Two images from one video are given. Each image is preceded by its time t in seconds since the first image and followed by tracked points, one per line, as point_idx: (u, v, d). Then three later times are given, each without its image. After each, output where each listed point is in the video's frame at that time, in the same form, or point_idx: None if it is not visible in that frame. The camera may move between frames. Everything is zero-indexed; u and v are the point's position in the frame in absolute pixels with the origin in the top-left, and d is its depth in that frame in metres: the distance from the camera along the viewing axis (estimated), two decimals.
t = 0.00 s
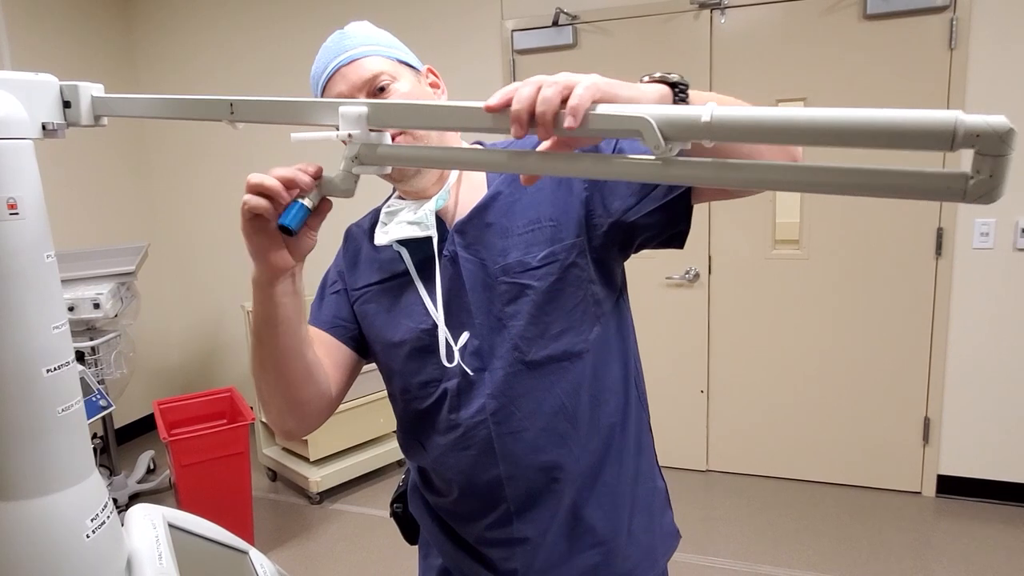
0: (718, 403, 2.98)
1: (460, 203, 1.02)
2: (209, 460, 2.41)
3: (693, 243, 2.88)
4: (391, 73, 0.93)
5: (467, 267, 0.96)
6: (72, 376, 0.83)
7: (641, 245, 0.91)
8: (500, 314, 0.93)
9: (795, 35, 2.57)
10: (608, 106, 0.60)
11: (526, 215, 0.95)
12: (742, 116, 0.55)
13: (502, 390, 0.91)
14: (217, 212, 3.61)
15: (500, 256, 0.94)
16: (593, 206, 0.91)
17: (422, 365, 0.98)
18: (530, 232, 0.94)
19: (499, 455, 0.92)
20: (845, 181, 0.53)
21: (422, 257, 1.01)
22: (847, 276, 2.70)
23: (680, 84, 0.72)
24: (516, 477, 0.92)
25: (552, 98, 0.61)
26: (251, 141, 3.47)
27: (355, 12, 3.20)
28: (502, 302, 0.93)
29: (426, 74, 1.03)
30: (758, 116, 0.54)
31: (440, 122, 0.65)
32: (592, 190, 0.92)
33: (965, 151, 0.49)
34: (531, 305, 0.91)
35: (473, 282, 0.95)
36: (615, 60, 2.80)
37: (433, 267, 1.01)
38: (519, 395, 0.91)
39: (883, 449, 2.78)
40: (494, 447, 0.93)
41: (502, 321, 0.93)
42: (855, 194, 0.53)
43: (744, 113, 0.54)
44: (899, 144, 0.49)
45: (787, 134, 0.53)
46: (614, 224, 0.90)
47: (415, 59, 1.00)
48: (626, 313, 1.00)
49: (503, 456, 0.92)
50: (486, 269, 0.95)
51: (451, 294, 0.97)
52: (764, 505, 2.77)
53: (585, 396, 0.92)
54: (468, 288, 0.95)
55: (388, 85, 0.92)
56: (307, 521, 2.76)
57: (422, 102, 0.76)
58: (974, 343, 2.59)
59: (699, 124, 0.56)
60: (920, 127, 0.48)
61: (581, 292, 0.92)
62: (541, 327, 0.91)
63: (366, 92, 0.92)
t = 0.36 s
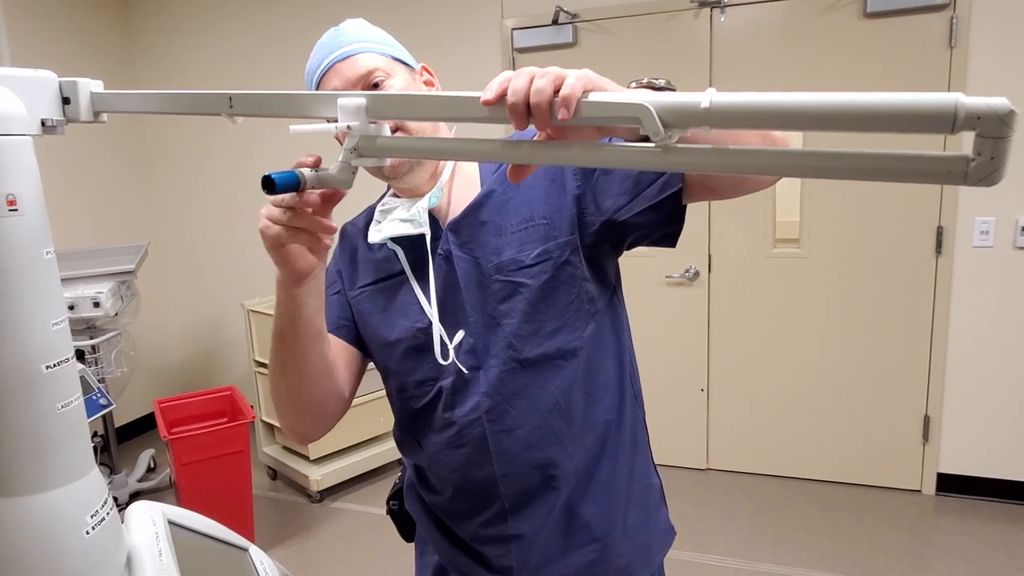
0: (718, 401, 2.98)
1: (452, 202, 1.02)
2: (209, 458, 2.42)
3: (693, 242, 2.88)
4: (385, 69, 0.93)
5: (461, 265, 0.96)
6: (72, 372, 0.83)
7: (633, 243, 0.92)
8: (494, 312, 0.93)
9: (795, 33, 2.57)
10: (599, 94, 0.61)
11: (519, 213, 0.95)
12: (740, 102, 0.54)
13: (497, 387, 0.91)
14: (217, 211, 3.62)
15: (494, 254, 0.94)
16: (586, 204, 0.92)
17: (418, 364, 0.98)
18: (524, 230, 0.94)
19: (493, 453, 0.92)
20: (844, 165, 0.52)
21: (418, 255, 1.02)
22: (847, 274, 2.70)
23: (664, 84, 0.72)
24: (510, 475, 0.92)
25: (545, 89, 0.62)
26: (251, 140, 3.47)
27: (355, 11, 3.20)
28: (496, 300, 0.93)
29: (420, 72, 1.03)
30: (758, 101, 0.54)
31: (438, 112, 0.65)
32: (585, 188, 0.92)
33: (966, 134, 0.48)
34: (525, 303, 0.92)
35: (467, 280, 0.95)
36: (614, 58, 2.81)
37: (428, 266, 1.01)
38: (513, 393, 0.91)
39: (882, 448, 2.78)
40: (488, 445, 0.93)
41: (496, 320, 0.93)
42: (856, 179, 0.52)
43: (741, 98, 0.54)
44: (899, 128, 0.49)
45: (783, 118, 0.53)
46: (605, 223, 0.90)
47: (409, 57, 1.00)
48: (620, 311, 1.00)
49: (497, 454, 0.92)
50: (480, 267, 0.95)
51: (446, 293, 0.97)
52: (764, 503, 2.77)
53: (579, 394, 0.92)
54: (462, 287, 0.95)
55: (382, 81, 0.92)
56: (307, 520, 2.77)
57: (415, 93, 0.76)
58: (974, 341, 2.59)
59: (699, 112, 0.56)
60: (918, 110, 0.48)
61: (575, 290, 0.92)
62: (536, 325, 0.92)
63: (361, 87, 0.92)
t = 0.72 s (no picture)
0: (716, 400, 2.99)
1: (452, 201, 1.03)
2: (209, 456, 2.42)
3: (691, 241, 2.89)
4: (385, 70, 0.94)
5: (460, 264, 0.97)
6: (73, 368, 0.83)
7: (630, 242, 0.92)
8: (494, 310, 0.94)
9: (794, 32, 2.57)
10: (597, 93, 0.62)
11: (517, 212, 0.95)
12: (735, 103, 0.55)
13: (497, 385, 0.92)
14: (217, 210, 3.62)
15: (493, 253, 0.95)
16: (583, 204, 0.92)
17: (420, 362, 0.99)
18: (523, 229, 0.94)
19: (493, 450, 0.93)
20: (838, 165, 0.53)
21: (416, 254, 1.03)
22: (845, 273, 2.70)
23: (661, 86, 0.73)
24: (510, 472, 0.93)
25: (545, 89, 0.63)
26: (251, 139, 3.47)
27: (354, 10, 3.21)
28: (496, 298, 0.94)
29: (419, 71, 1.04)
30: (753, 101, 0.54)
31: (435, 111, 0.66)
32: (582, 187, 0.93)
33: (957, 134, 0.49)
34: (524, 301, 0.92)
35: (466, 278, 0.96)
36: (613, 57, 2.82)
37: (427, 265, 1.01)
38: (513, 391, 0.92)
39: (880, 446, 2.79)
40: (488, 442, 0.94)
41: (496, 318, 0.94)
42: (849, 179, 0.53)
43: (736, 98, 0.55)
44: (891, 128, 0.50)
45: (779, 117, 0.54)
46: (602, 222, 0.91)
47: (407, 56, 1.00)
48: (619, 309, 1.01)
49: (498, 451, 0.93)
50: (480, 266, 0.96)
51: (447, 291, 0.98)
52: (762, 501, 2.78)
53: (578, 391, 0.93)
54: (462, 286, 0.96)
55: (382, 80, 0.92)
56: (306, 518, 2.77)
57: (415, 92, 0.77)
58: (972, 339, 2.60)
59: (694, 112, 0.57)
60: (912, 112, 0.49)
61: (574, 289, 0.92)
62: (535, 323, 0.92)
63: (361, 87, 0.92)
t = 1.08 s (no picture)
0: (715, 398, 3.00)
1: (449, 202, 1.03)
2: (209, 455, 2.43)
3: (690, 240, 2.90)
4: (380, 78, 0.94)
5: (461, 264, 0.97)
6: (75, 366, 0.84)
7: (627, 239, 0.93)
8: (495, 310, 0.94)
9: (793, 32, 2.58)
10: (596, 96, 0.63)
11: (515, 212, 0.96)
12: (732, 108, 0.56)
13: (501, 383, 0.92)
14: (216, 208, 3.62)
15: (493, 253, 0.95)
16: (579, 202, 0.93)
17: (424, 363, 1.00)
18: (522, 228, 0.95)
19: (499, 449, 0.93)
20: (836, 167, 0.53)
21: (414, 255, 1.03)
22: (844, 271, 2.71)
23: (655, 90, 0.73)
24: (516, 470, 0.93)
25: (545, 92, 0.64)
26: (250, 138, 3.48)
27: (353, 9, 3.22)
28: (497, 298, 0.94)
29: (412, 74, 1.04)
30: (749, 106, 0.55)
31: (435, 113, 0.66)
32: (577, 185, 0.93)
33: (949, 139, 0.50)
34: (526, 300, 0.93)
35: (468, 278, 0.96)
36: (612, 56, 2.82)
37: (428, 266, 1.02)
38: (517, 389, 0.92)
39: (878, 444, 2.79)
40: (493, 441, 0.94)
41: (498, 317, 0.94)
42: (846, 184, 0.53)
43: (732, 103, 0.56)
44: (883, 133, 0.51)
45: (773, 120, 0.54)
46: (598, 220, 0.92)
47: (401, 61, 1.00)
48: (616, 305, 1.02)
49: (503, 450, 0.93)
50: (481, 266, 0.96)
51: (449, 292, 0.99)
52: (760, 499, 2.78)
53: (581, 388, 0.93)
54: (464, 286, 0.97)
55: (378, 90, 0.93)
56: (306, 516, 2.78)
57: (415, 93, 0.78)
58: (969, 338, 2.61)
59: (692, 116, 0.58)
60: (905, 117, 0.49)
61: (574, 286, 0.93)
62: (537, 321, 0.93)
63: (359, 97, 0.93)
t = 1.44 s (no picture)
0: (713, 398, 3.00)
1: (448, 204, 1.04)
2: (208, 454, 2.43)
3: (688, 239, 2.90)
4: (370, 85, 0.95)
5: (461, 265, 0.97)
6: (75, 365, 0.84)
7: (623, 233, 0.94)
8: (497, 310, 0.95)
9: (791, 31, 2.59)
10: (593, 96, 0.63)
11: (513, 209, 0.96)
12: (729, 107, 0.56)
13: (506, 383, 0.93)
14: (214, 208, 3.63)
15: (492, 252, 0.96)
16: (575, 198, 0.94)
17: (427, 364, 1.00)
18: (521, 226, 0.95)
19: (507, 449, 0.94)
20: (829, 166, 0.53)
21: (411, 254, 1.04)
22: (842, 271, 2.72)
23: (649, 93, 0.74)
24: (524, 469, 0.94)
25: (541, 93, 0.64)
26: (249, 138, 3.48)
27: (351, 9, 3.22)
28: (498, 297, 0.94)
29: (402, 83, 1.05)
30: (746, 107, 0.55)
31: (435, 114, 0.67)
32: (572, 182, 0.94)
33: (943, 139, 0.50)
34: (528, 298, 0.93)
35: (468, 279, 0.96)
36: (611, 56, 2.83)
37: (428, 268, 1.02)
38: (523, 388, 0.92)
39: (876, 443, 2.80)
40: (501, 440, 0.94)
41: (500, 317, 0.94)
42: (841, 184, 0.54)
43: (728, 104, 0.56)
44: (877, 132, 0.51)
45: (770, 120, 0.55)
46: (593, 216, 0.93)
47: (390, 70, 1.01)
48: (616, 299, 1.02)
49: (511, 449, 0.93)
50: (480, 265, 0.96)
51: (450, 293, 0.99)
52: (758, 498, 2.79)
53: (586, 383, 0.94)
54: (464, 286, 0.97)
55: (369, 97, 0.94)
56: (305, 515, 2.78)
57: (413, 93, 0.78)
58: (967, 337, 2.61)
59: (689, 116, 0.58)
60: (900, 116, 0.50)
61: (574, 282, 0.94)
62: (539, 319, 0.93)
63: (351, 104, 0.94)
